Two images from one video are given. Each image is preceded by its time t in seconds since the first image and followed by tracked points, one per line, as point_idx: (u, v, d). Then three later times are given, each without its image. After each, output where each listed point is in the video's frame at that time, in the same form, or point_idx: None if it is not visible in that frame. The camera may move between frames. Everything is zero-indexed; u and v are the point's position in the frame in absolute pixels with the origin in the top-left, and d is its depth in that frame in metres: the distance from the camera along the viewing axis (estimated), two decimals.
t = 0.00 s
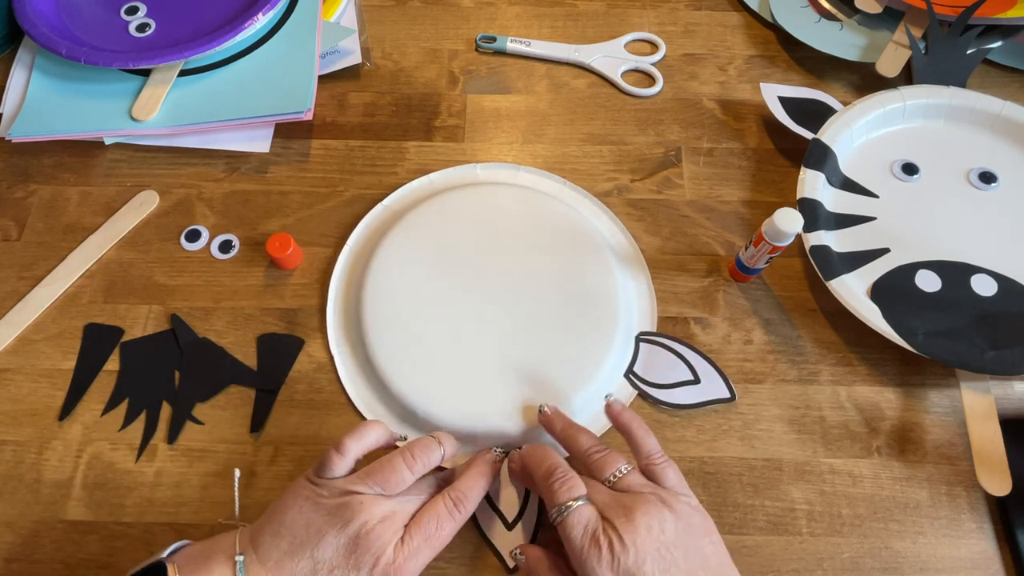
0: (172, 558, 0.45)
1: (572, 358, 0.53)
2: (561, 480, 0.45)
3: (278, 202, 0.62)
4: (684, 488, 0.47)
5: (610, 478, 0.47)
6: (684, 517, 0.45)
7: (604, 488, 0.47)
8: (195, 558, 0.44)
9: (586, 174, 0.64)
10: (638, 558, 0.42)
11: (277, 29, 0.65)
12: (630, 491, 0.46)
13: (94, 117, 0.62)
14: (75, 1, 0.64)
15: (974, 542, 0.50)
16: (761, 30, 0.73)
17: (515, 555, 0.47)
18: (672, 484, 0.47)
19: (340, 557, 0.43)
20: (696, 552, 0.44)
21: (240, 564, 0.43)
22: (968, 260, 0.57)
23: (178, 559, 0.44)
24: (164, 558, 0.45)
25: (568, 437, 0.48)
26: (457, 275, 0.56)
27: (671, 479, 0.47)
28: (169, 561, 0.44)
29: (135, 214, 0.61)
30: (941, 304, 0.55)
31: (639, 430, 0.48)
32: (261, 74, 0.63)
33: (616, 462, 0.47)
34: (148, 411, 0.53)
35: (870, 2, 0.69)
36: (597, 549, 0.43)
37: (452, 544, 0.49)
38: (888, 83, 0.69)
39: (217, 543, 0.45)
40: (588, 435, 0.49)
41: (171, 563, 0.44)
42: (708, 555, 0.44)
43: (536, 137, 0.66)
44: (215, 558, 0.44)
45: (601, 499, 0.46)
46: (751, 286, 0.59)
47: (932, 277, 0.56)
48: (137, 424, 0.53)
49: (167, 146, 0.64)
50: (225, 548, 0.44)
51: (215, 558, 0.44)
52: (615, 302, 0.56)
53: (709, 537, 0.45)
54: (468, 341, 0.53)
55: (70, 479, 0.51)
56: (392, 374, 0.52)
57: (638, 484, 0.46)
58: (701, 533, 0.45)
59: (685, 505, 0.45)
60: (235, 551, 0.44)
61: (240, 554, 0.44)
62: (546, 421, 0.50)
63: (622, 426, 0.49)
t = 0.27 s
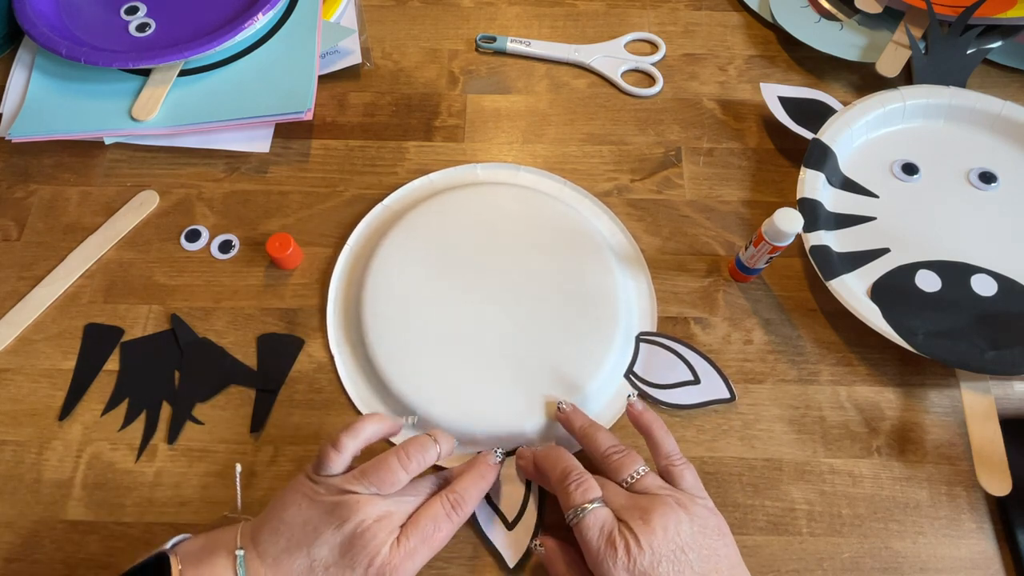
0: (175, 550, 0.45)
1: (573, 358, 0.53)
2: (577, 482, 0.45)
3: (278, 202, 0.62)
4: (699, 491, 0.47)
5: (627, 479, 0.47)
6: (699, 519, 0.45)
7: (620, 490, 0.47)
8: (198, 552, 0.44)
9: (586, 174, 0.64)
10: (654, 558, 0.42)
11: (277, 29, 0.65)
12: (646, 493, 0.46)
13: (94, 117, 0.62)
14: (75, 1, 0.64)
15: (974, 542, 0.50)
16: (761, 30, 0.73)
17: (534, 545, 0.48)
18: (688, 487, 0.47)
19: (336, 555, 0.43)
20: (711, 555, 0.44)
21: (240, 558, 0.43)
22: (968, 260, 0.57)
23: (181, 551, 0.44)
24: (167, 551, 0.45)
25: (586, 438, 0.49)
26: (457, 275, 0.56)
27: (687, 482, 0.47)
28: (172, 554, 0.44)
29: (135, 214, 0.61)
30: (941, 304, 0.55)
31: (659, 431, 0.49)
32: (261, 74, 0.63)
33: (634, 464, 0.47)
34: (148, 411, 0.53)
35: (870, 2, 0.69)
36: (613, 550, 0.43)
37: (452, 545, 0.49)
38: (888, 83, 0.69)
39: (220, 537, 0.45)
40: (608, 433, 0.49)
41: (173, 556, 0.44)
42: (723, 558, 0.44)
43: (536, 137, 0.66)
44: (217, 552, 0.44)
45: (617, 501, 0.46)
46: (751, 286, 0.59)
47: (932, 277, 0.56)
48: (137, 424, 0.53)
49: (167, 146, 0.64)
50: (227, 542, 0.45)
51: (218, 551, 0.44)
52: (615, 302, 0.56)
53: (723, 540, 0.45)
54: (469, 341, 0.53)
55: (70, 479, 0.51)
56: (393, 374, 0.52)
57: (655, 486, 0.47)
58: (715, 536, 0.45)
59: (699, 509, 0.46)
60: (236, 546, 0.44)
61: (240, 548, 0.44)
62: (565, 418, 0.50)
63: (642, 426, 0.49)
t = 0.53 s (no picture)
0: (175, 551, 0.44)
1: (573, 358, 0.53)
2: (567, 491, 0.45)
3: (278, 202, 0.62)
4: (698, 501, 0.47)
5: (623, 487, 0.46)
6: (695, 531, 0.45)
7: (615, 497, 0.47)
8: (200, 550, 0.44)
9: (586, 174, 0.64)
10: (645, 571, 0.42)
11: (277, 30, 0.65)
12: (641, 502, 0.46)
13: (95, 117, 0.62)
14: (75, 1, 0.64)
15: (974, 542, 0.50)
16: (761, 30, 0.73)
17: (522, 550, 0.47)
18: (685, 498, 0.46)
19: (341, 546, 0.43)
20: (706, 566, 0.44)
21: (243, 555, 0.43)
22: (968, 260, 0.57)
23: (182, 552, 0.44)
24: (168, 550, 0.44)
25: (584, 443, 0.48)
26: (457, 275, 0.56)
27: (686, 492, 0.47)
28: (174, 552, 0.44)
29: (135, 214, 0.61)
30: (941, 304, 0.55)
31: (659, 437, 0.48)
32: (261, 74, 0.63)
33: (631, 471, 0.47)
34: (148, 411, 0.53)
35: (870, 2, 0.69)
36: (604, 562, 0.42)
37: (452, 545, 0.49)
38: (888, 83, 0.69)
39: (221, 538, 0.45)
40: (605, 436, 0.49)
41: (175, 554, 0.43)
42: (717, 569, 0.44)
43: (536, 137, 0.66)
44: (218, 550, 0.44)
45: (610, 511, 0.46)
46: (751, 286, 0.59)
47: (932, 277, 0.56)
48: (137, 424, 0.53)
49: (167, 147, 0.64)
50: (229, 541, 0.44)
51: (219, 552, 0.44)
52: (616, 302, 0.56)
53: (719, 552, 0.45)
54: (469, 341, 0.53)
55: (70, 479, 0.51)
56: (393, 374, 0.52)
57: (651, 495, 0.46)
58: (711, 548, 0.44)
59: (696, 521, 0.45)
60: (238, 544, 0.44)
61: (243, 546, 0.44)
62: (562, 417, 0.49)
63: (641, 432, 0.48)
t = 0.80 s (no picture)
0: (170, 552, 0.44)
1: (573, 358, 0.53)
2: (567, 493, 0.45)
3: (278, 202, 0.62)
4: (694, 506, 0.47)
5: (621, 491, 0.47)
6: (691, 536, 0.45)
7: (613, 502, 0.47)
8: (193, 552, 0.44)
9: (586, 174, 0.64)
10: None
11: (277, 29, 0.65)
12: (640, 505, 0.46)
13: (94, 117, 0.62)
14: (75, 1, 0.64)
15: (974, 542, 0.50)
16: (761, 30, 0.73)
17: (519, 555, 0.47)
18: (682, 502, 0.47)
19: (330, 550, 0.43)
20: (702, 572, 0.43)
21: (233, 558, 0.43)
22: (968, 260, 0.57)
23: (176, 554, 0.44)
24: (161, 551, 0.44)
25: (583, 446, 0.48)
26: (457, 275, 0.56)
27: (683, 497, 0.47)
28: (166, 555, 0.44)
29: (135, 214, 0.61)
30: (941, 304, 0.55)
31: (655, 443, 0.48)
32: (261, 74, 0.63)
33: (629, 476, 0.47)
34: (148, 411, 0.53)
35: (870, 2, 0.69)
36: (601, 565, 0.42)
37: (452, 545, 0.49)
38: (888, 83, 0.69)
39: (214, 539, 0.45)
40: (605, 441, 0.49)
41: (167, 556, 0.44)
42: None
43: (536, 137, 0.66)
44: (211, 552, 0.44)
45: (609, 515, 0.46)
46: (751, 286, 0.59)
47: (932, 277, 0.56)
48: (137, 424, 0.53)
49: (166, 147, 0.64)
50: (221, 543, 0.44)
51: (211, 552, 0.44)
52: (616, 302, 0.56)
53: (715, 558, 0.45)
54: (468, 341, 0.53)
55: (70, 479, 0.51)
56: (393, 374, 0.52)
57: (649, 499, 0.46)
58: (707, 555, 0.44)
59: (693, 526, 0.45)
60: (230, 545, 0.44)
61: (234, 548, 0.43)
62: (563, 423, 0.50)
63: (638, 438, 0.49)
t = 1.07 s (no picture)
0: (166, 553, 0.44)
1: (572, 359, 0.53)
2: (548, 500, 0.45)
3: (278, 202, 0.62)
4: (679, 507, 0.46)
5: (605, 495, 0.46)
6: (676, 538, 0.44)
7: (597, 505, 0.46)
8: (189, 552, 0.43)
9: (586, 174, 0.64)
10: None
11: (277, 30, 0.65)
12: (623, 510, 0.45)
13: (94, 117, 0.62)
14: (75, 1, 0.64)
15: (974, 542, 0.50)
16: (761, 30, 0.73)
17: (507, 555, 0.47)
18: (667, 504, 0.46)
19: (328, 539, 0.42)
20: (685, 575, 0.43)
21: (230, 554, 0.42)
22: (967, 260, 0.57)
23: (172, 554, 0.43)
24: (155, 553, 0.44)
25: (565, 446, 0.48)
26: (457, 275, 0.56)
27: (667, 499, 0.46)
28: (161, 555, 0.43)
29: (135, 214, 0.61)
30: (941, 304, 0.55)
31: (638, 443, 0.48)
32: (261, 74, 0.63)
33: (614, 480, 0.46)
34: (148, 411, 0.53)
35: (870, 2, 0.69)
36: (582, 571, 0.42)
37: (452, 545, 0.49)
38: (888, 83, 0.69)
39: (211, 538, 0.44)
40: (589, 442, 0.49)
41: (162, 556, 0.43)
42: None
43: (536, 137, 0.66)
44: (207, 551, 0.43)
45: (592, 518, 0.45)
46: (751, 285, 0.59)
47: (932, 277, 0.56)
48: (137, 424, 0.53)
49: (167, 147, 0.64)
50: (218, 541, 0.43)
51: (208, 551, 0.43)
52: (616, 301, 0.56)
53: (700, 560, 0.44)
54: (468, 341, 0.53)
55: (70, 479, 0.51)
56: (393, 373, 0.52)
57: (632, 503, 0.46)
58: (693, 559, 0.44)
59: (678, 529, 0.45)
60: (226, 543, 0.43)
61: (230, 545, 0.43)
62: (548, 424, 0.49)
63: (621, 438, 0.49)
